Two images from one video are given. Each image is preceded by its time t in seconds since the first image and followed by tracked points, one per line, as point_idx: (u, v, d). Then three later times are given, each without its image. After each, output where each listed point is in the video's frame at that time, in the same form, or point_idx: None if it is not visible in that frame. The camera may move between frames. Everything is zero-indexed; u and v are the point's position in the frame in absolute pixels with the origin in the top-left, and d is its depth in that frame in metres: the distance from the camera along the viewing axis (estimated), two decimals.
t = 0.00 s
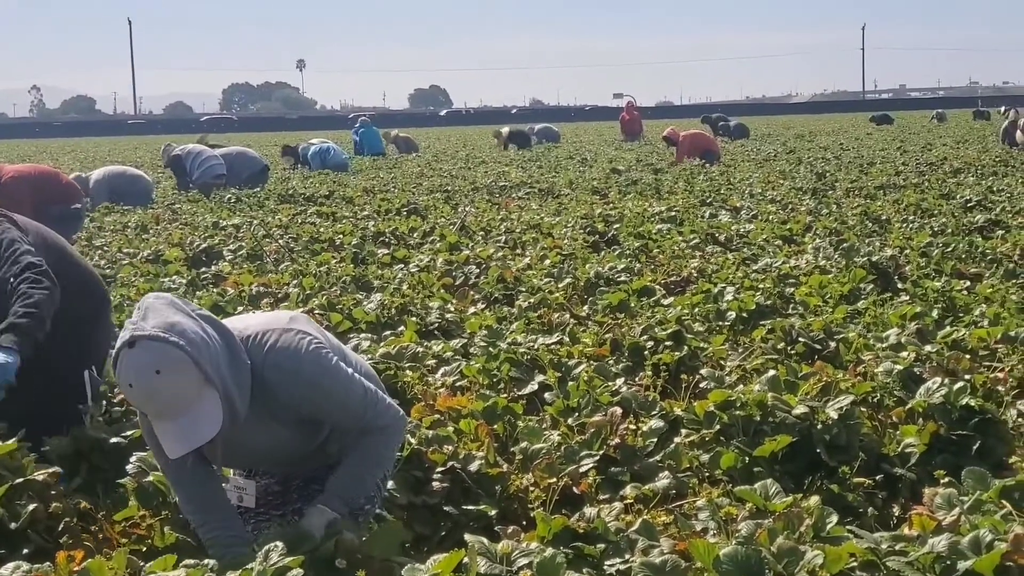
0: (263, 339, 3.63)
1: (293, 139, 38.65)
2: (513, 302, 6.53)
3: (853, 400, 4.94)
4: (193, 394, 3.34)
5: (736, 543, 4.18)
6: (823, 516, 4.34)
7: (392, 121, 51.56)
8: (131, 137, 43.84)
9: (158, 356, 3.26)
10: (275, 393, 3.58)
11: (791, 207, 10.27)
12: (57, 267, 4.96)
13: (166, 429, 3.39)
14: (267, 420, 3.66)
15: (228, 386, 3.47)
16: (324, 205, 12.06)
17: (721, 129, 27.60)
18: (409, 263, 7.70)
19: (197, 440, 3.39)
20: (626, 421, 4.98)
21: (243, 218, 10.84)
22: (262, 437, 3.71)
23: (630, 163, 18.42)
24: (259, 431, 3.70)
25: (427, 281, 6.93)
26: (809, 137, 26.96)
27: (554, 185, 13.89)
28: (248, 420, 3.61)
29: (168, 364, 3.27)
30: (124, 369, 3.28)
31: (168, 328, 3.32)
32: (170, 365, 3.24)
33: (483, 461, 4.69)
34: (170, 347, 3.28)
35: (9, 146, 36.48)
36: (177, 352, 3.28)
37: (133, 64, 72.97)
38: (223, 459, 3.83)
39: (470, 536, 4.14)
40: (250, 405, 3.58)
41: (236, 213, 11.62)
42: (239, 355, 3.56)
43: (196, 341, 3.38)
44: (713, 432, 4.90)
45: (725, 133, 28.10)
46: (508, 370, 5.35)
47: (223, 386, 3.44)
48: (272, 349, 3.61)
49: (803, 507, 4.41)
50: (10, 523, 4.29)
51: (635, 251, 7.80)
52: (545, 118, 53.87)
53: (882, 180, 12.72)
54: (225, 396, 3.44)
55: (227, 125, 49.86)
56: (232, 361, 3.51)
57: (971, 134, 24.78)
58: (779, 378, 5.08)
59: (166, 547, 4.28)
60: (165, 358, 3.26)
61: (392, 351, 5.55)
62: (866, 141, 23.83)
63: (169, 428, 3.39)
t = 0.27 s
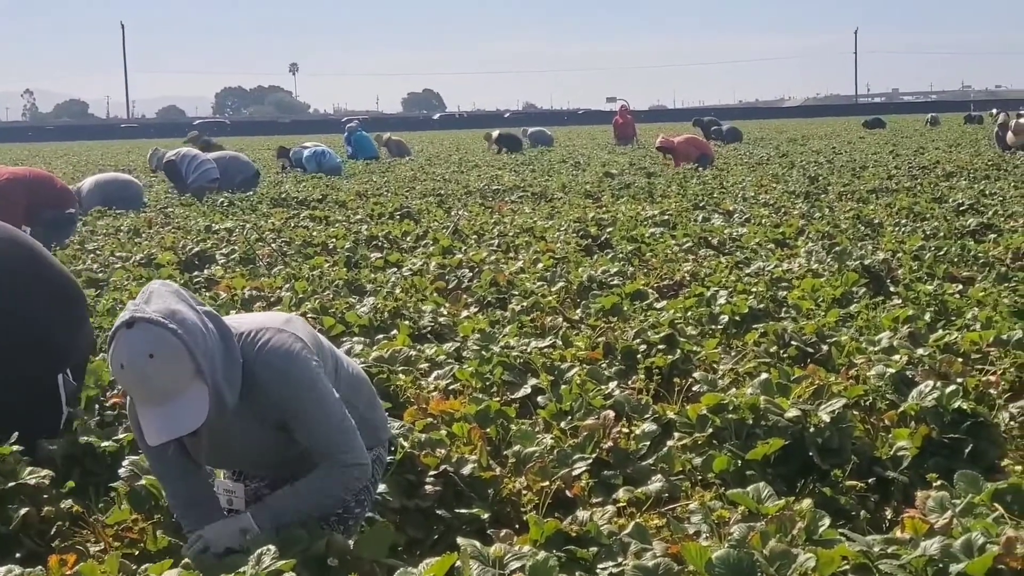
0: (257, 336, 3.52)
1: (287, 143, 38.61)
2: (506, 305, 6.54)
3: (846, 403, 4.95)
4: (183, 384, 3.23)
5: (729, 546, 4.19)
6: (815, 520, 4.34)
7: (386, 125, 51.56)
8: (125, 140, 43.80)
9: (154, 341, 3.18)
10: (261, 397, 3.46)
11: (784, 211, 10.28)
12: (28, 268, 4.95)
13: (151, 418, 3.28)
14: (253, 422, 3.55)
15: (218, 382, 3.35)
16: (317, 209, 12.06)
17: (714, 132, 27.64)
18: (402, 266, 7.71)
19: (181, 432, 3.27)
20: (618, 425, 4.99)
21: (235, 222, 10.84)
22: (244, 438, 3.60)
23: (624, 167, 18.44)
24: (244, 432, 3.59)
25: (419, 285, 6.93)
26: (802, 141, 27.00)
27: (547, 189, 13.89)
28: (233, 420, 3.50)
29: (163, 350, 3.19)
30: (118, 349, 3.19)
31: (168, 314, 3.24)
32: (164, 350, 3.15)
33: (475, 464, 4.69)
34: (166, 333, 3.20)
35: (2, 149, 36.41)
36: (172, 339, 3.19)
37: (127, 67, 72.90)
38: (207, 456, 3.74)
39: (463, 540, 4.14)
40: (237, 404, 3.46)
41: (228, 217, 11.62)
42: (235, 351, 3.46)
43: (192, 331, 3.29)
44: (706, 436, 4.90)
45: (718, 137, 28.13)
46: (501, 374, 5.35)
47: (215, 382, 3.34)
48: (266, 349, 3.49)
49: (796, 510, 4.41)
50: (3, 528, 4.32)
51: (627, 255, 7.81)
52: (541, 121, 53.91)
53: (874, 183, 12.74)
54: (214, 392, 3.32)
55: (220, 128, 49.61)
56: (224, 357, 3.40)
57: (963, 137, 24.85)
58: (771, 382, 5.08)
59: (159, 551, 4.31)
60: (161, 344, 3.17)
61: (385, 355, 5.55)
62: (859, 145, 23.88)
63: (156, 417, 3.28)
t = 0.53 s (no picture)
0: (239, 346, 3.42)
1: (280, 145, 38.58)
2: (497, 307, 6.54)
3: (836, 404, 4.96)
4: (163, 393, 3.17)
5: (719, 547, 4.19)
6: (805, 521, 4.35)
7: (379, 127, 51.56)
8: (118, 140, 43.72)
9: (135, 347, 3.11)
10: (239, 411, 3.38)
11: (775, 212, 10.29)
12: None
13: (130, 423, 3.23)
14: (231, 431, 3.49)
15: (199, 390, 3.30)
16: (308, 210, 12.06)
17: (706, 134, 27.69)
18: (393, 268, 7.71)
19: (158, 439, 3.20)
20: (609, 427, 5.00)
21: (226, 224, 10.83)
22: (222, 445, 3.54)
23: (617, 168, 18.46)
24: (223, 438, 3.54)
25: (411, 286, 6.94)
26: (793, 142, 27.04)
27: (538, 190, 13.89)
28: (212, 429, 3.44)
29: (144, 357, 3.12)
30: (98, 352, 3.12)
31: (151, 321, 3.17)
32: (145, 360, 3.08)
33: (466, 466, 4.70)
34: (146, 341, 3.12)
35: None
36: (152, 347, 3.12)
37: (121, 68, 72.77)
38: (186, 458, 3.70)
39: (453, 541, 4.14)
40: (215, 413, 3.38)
41: (219, 218, 11.61)
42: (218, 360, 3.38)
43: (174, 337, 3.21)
44: (697, 437, 4.91)
45: (711, 139, 28.12)
46: (492, 376, 5.36)
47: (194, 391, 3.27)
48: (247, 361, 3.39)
49: (786, 511, 4.42)
50: None
51: (618, 257, 7.82)
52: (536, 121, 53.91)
53: (865, 185, 12.75)
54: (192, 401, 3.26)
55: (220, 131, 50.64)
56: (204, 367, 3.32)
57: (954, 139, 24.90)
58: (762, 383, 5.09)
59: (149, 553, 4.27)
60: (141, 351, 3.10)
61: (376, 356, 5.55)
62: (851, 147, 23.93)
63: (134, 423, 3.22)
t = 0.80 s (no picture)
0: (231, 351, 3.32)
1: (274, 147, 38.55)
2: (488, 308, 6.54)
3: (827, 406, 4.96)
4: (155, 401, 3.08)
5: (709, 549, 4.20)
6: (796, 522, 4.36)
7: (374, 128, 51.54)
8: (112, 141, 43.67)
9: (128, 353, 3.01)
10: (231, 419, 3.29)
11: (766, 214, 10.29)
12: None
13: (122, 431, 3.13)
14: (221, 437, 3.40)
15: (191, 396, 3.19)
16: (299, 212, 12.06)
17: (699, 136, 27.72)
18: (384, 270, 7.71)
19: (152, 447, 3.11)
20: (600, 428, 5.00)
21: (218, 225, 10.83)
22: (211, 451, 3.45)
23: (610, 170, 18.48)
24: (211, 444, 3.46)
25: (402, 288, 6.94)
26: (785, 144, 27.07)
27: (529, 192, 13.89)
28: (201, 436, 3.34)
29: (137, 363, 3.02)
30: (89, 360, 3.01)
31: (143, 326, 3.07)
32: (139, 368, 2.98)
33: (457, 467, 4.70)
34: (139, 348, 3.02)
35: None
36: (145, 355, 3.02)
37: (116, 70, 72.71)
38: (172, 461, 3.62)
39: (443, 542, 4.15)
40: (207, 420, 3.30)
41: (210, 220, 11.61)
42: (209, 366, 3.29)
43: (166, 343, 3.11)
44: (687, 438, 4.91)
45: (700, 141, 28.01)
46: (483, 377, 5.36)
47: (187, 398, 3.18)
48: (239, 367, 3.30)
49: (776, 512, 4.43)
50: None
51: (610, 258, 7.82)
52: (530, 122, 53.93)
53: (856, 187, 12.77)
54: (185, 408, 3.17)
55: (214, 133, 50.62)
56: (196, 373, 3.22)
57: (946, 141, 24.94)
58: (752, 384, 5.10)
59: (139, 555, 4.27)
60: (134, 357, 3.00)
61: (367, 358, 5.55)
62: (842, 149, 23.97)
63: (126, 430, 3.12)
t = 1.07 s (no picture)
0: (224, 356, 3.32)
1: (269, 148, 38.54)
2: (481, 310, 6.54)
3: (818, 408, 4.97)
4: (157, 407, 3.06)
5: (701, 551, 4.20)
6: (788, 525, 4.36)
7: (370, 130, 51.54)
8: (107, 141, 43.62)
9: (130, 360, 2.99)
10: (225, 424, 3.29)
11: (758, 216, 10.30)
12: None
13: (121, 439, 3.10)
14: (213, 443, 3.39)
15: (190, 400, 3.17)
16: (292, 214, 12.05)
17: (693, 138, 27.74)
18: (377, 272, 7.72)
19: (152, 454, 3.09)
20: (592, 431, 5.00)
21: (209, 227, 10.81)
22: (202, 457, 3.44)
23: (603, 172, 18.50)
24: (202, 450, 3.44)
25: (394, 290, 6.94)
26: (779, 147, 27.11)
27: (522, 194, 13.90)
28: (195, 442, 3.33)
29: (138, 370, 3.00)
30: (89, 367, 2.98)
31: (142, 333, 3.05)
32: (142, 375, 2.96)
33: (449, 469, 4.70)
34: (139, 354, 2.99)
35: None
36: (147, 362, 2.99)
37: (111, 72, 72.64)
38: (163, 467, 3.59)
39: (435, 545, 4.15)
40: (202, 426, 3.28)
41: (203, 222, 11.60)
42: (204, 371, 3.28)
43: (165, 349, 3.09)
44: (680, 441, 4.91)
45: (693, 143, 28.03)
46: (475, 379, 5.36)
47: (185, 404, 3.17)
48: (231, 371, 3.30)
49: (768, 514, 4.43)
50: None
51: (602, 261, 7.83)
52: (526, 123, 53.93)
53: (848, 189, 12.79)
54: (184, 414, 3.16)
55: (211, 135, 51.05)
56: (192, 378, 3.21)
57: (938, 143, 24.99)
58: (745, 387, 5.10)
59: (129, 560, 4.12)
60: (136, 365, 2.98)
61: (359, 360, 5.55)
62: (836, 151, 24.01)
63: (125, 438, 3.10)
